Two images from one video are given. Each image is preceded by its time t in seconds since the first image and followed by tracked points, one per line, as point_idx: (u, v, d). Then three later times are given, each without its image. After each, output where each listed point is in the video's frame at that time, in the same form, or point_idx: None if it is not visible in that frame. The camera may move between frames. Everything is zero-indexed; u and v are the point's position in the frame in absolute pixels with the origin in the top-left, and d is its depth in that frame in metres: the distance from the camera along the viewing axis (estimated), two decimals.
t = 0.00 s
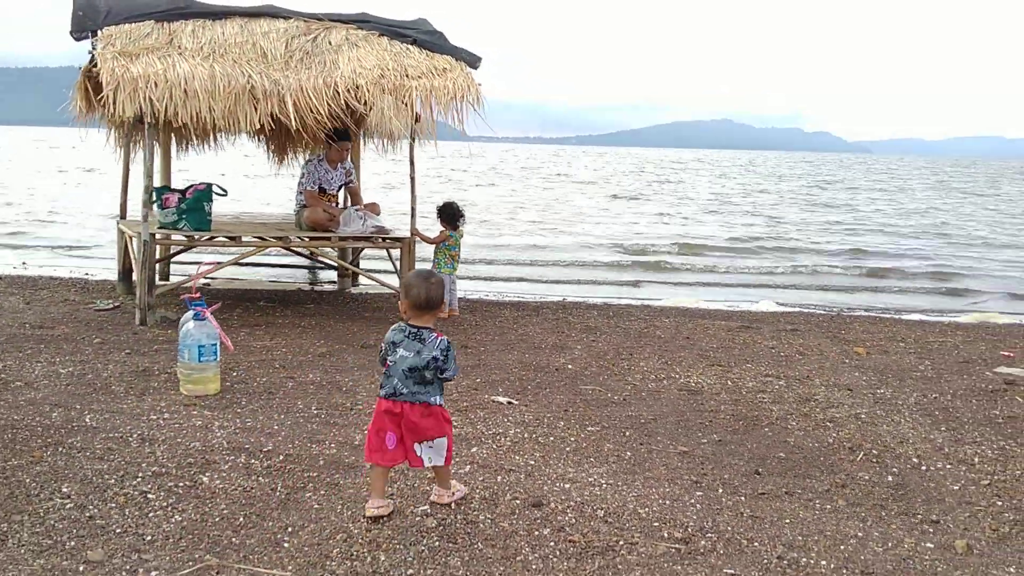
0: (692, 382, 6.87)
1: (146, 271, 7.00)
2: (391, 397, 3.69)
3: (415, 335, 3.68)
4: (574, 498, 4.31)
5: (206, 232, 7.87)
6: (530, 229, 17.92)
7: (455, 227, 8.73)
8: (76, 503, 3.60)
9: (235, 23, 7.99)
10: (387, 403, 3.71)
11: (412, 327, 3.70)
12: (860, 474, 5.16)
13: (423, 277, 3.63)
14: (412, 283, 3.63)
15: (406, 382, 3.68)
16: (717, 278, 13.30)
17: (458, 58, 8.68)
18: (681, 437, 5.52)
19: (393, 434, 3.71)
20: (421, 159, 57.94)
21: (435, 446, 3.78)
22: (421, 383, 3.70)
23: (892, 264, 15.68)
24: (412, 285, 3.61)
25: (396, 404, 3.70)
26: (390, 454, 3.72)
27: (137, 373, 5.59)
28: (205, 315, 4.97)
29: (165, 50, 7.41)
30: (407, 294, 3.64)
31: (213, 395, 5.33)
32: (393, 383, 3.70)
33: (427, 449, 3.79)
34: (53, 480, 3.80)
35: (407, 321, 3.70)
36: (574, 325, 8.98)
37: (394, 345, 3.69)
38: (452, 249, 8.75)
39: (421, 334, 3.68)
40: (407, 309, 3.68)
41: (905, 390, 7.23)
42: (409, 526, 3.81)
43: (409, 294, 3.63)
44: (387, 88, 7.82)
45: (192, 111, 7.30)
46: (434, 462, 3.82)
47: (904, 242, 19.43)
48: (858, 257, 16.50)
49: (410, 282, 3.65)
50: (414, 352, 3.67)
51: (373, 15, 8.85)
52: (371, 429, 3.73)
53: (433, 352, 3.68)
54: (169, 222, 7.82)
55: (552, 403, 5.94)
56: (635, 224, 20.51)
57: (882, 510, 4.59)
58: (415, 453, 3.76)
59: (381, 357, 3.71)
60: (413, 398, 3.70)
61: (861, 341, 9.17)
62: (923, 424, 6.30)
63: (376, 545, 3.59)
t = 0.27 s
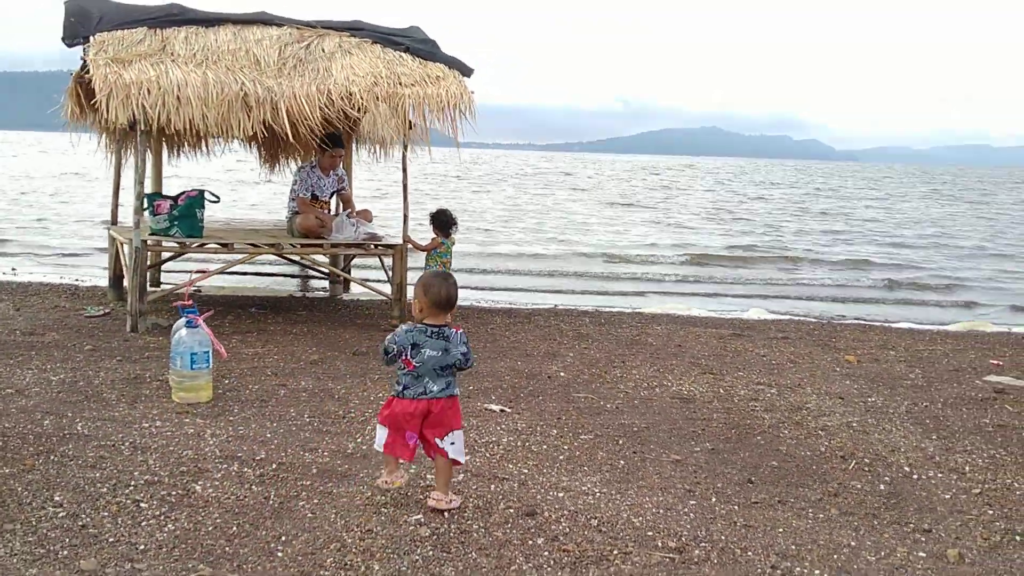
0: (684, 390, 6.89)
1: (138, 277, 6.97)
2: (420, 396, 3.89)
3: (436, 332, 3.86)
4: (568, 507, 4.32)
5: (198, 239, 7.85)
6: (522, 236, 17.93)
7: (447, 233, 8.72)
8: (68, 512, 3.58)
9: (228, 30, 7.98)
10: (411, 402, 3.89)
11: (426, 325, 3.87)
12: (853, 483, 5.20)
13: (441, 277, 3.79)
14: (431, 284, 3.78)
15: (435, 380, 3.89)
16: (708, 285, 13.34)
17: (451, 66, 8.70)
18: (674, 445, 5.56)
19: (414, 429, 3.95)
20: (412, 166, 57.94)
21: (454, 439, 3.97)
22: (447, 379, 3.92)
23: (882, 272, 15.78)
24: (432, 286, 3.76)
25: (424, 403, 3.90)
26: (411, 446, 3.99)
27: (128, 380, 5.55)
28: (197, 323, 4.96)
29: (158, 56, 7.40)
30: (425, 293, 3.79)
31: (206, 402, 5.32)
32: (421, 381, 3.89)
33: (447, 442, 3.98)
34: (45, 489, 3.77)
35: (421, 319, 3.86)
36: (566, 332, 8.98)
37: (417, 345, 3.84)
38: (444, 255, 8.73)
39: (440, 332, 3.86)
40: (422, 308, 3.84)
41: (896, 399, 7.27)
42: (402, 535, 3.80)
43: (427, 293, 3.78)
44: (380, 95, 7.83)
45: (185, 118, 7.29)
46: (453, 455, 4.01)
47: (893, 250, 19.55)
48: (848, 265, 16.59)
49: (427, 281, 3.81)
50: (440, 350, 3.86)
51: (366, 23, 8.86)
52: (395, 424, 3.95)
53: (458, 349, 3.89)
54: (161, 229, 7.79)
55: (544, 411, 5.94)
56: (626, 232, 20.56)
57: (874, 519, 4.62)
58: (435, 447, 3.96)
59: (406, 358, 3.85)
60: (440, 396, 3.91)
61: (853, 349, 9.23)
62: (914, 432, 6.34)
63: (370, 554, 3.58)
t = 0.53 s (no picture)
0: (682, 395, 6.91)
1: (134, 281, 6.96)
2: (406, 392, 4.03)
3: (415, 330, 4.03)
4: (566, 512, 4.32)
5: (195, 242, 7.84)
6: (519, 241, 17.95)
7: (443, 238, 8.72)
8: (65, 516, 3.57)
9: (225, 33, 7.99)
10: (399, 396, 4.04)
11: (404, 324, 4.02)
12: (850, 488, 5.22)
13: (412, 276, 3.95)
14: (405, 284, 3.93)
15: (419, 375, 4.03)
16: (704, 290, 13.37)
17: (449, 71, 8.72)
18: (672, 449, 5.58)
19: (404, 426, 4.07)
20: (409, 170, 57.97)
21: (446, 431, 4.09)
22: (432, 374, 4.07)
23: (878, 277, 15.83)
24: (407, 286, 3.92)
25: (410, 398, 4.04)
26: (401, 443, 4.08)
27: (126, 384, 5.54)
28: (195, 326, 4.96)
29: (156, 60, 7.40)
30: (401, 294, 3.94)
31: (203, 406, 5.29)
32: (406, 378, 4.03)
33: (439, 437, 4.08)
34: (42, 493, 3.76)
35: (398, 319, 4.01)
36: (563, 337, 8.98)
37: (398, 343, 4.00)
38: (440, 260, 8.73)
39: (419, 329, 4.04)
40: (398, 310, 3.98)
41: (892, 404, 7.30)
42: (401, 540, 3.79)
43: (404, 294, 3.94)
44: (377, 100, 7.84)
45: (183, 122, 7.29)
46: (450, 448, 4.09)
47: (889, 255, 19.60)
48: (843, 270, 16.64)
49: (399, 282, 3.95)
50: (421, 347, 4.02)
51: (364, 27, 8.87)
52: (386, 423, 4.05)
53: (436, 344, 4.05)
54: (158, 232, 7.78)
55: (542, 416, 5.94)
56: (623, 236, 20.59)
57: (872, 524, 4.64)
58: (429, 441, 4.06)
59: (389, 357, 4.01)
60: (425, 389, 4.05)
61: (849, 355, 9.26)
62: (911, 437, 6.36)
63: (368, 559, 3.58)
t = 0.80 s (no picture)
0: (687, 396, 6.91)
1: (139, 281, 6.97)
2: (405, 385, 4.14)
3: (411, 326, 4.14)
4: (572, 512, 4.32)
5: (200, 242, 7.85)
6: (522, 241, 17.95)
7: (446, 239, 8.71)
8: (72, 517, 3.58)
9: (230, 34, 8.00)
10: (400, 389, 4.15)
11: (400, 321, 4.12)
12: (856, 488, 5.22)
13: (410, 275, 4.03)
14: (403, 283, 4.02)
15: (418, 369, 4.15)
16: (708, 290, 13.37)
17: (453, 71, 8.71)
18: (677, 450, 5.58)
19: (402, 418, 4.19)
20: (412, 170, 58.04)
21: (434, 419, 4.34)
22: (428, 368, 4.20)
23: (883, 277, 15.81)
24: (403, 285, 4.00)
25: (410, 391, 4.16)
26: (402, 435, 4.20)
27: (131, 384, 5.55)
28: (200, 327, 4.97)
29: (161, 61, 7.40)
30: (397, 292, 4.03)
31: (208, 406, 5.29)
32: (404, 372, 4.13)
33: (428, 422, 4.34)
34: (49, 493, 3.77)
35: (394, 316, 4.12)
36: (567, 337, 8.98)
37: (395, 339, 4.10)
38: (443, 261, 8.73)
39: (415, 326, 4.14)
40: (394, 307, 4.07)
41: (897, 404, 7.29)
42: (407, 540, 3.80)
43: (400, 293, 4.02)
44: (382, 100, 7.84)
45: (188, 122, 7.29)
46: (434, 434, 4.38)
47: (893, 256, 19.56)
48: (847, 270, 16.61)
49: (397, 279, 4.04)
50: (418, 342, 4.14)
51: (368, 28, 8.88)
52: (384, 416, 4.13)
53: (432, 340, 4.17)
54: (162, 233, 7.80)
55: (547, 416, 5.94)
56: (626, 236, 20.59)
57: (877, 524, 4.63)
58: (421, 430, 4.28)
59: (387, 352, 4.10)
60: (423, 383, 4.19)
61: (854, 355, 9.26)
62: (916, 438, 6.35)
63: (375, 559, 3.58)
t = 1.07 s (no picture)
0: (699, 394, 6.88)
1: (151, 280, 7.00)
2: (414, 372, 4.36)
3: (420, 315, 4.36)
4: (585, 511, 4.31)
5: (212, 241, 7.87)
6: (532, 239, 17.93)
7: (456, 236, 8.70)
8: (86, 515, 3.59)
9: (242, 32, 8.01)
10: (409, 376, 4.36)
11: (409, 310, 4.34)
12: (870, 486, 5.18)
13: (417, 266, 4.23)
14: (411, 275, 4.22)
15: (426, 356, 4.38)
16: (720, 287, 13.32)
17: (463, 69, 8.70)
18: (690, 448, 5.56)
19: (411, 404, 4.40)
20: (422, 168, 58.10)
21: (440, 408, 4.52)
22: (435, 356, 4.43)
23: (896, 274, 15.70)
24: (412, 277, 4.21)
25: (418, 378, 4.38)
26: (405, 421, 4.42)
27: (144, 383, 5.58)
28: (213, 325, 4.98)
29: (173, 60, 7.42)
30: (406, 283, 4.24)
31: (220, 404, 5.30)
32: (413, 360, 4.36)
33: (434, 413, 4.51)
34: (63, 492, 3.79)
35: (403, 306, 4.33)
36: (578, 334, 8.95)
37: (405, 327, 4.33)
38: (453, 259, 8.72)
39: (423, 315, 4.37)
40: (403, 298, 4.29)
41: (911, 402, 7.24)
42: (420, 539, 3.79)
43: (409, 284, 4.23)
44: (393, 98, 7.84)
45: (200, 121, 7.31)
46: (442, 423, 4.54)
47: (905, 252, 19.42)
48: (859, 266, 16.51)
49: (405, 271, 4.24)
50: (427, 330, 4.37)
51: (379, 25, 8.87)
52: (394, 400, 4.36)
53: (439, 328, 4.43)
54: (175, 231, 7.83)
55: (559, 414, 5.92)
56: (637, 233, 20.54)
57: (893, 523, 4.59)
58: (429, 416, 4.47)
59: (397, 339, 4.32)
60: (430, 371, 4.41)
61: (867, 352, 9.20)
62: (930, 435, 6.30)
63: (388, 558, 3.58)
